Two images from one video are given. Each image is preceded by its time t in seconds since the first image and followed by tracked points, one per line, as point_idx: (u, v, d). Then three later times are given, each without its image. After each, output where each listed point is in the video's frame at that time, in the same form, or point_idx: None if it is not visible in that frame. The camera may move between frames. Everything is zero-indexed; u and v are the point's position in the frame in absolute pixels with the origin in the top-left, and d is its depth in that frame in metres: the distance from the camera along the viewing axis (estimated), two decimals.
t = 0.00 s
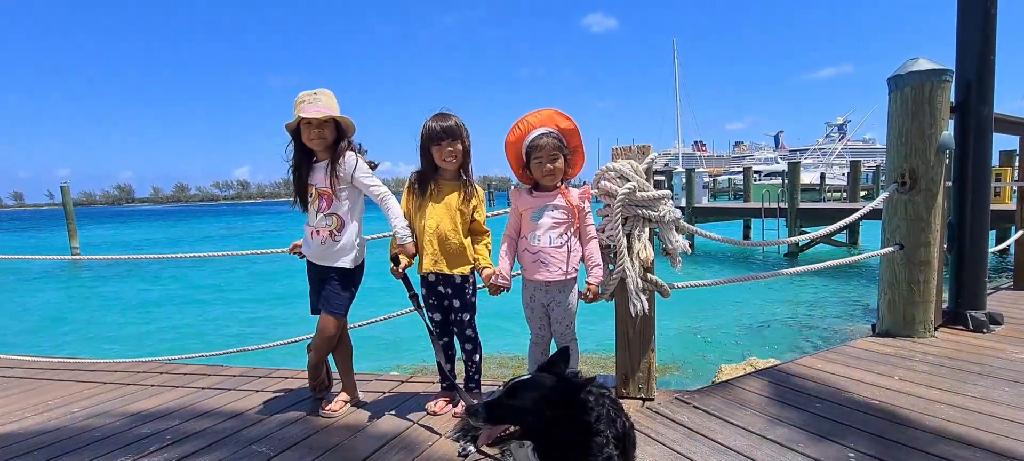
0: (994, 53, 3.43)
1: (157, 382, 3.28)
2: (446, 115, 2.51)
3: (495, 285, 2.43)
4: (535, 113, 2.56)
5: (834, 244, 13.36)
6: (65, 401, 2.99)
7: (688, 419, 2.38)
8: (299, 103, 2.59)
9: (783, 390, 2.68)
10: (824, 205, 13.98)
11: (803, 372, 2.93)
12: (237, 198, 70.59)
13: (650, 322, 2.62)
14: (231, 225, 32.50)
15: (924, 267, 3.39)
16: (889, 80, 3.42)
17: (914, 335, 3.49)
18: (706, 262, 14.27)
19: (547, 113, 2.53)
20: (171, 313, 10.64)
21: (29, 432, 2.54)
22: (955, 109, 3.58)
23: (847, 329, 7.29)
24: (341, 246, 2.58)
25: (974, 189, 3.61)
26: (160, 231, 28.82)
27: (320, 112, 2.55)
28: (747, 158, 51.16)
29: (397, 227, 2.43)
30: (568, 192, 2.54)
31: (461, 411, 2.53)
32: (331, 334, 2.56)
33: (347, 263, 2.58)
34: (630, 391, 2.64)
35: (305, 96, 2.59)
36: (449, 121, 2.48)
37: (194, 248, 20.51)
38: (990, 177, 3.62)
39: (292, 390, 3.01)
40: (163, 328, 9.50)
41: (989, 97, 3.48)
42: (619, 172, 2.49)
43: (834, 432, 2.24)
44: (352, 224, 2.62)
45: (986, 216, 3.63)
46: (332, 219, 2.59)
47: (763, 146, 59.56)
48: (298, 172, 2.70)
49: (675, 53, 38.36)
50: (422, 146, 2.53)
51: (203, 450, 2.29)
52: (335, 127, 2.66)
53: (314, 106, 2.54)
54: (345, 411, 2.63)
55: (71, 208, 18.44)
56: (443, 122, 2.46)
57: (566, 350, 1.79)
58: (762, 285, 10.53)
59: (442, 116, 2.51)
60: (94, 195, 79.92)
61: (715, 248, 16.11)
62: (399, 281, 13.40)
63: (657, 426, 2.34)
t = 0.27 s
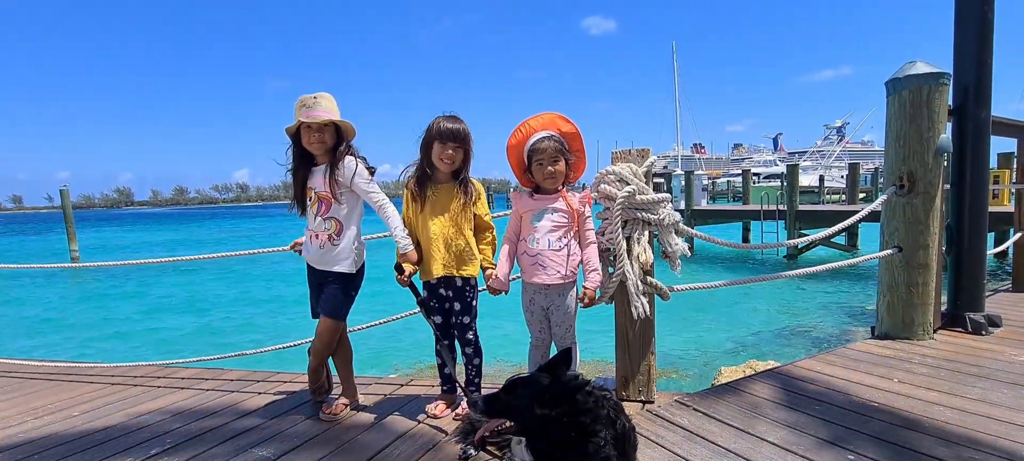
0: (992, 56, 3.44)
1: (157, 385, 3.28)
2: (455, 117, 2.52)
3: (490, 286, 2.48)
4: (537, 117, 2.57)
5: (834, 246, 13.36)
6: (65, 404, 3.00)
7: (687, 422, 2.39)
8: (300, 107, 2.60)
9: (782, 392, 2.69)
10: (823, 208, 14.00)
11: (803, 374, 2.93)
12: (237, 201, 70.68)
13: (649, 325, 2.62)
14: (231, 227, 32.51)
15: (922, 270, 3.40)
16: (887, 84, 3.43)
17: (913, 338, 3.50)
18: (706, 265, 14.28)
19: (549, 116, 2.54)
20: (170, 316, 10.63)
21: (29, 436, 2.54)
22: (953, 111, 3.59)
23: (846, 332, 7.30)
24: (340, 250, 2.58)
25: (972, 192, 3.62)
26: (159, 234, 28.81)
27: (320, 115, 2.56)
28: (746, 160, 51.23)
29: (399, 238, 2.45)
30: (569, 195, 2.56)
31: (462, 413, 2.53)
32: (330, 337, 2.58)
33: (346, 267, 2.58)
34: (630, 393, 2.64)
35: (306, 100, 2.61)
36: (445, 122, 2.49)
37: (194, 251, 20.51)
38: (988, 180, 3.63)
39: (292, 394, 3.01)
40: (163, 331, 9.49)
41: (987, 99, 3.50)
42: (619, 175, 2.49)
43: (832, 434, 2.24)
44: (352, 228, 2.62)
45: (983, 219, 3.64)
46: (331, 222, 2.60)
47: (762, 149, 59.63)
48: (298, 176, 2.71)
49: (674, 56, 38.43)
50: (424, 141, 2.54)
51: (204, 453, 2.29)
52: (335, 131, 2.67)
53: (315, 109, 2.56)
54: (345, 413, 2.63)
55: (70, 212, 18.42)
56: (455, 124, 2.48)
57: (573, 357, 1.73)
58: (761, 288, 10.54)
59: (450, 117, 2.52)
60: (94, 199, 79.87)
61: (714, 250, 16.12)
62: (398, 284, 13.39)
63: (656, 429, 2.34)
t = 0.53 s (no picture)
0: (990, 58, 3.46)
1: (157, 388, 3.28)
2: (456, 121, 2.53)
3: (490, 287, 2.47)
4: (540, 119, 2.58)
5: (833, 247, 13.38)
6: (65, 407, 3.00)
7: (688, 423, 2.39)
8: (301, 109, 2.61)
9: (783, 394, 2.69)
10: (822, 209, 14.00)
11: (803, 376, 2.93)
12: (236, 203, 70.64)
13: (650, 327, 2.63)
14: (230, 230, 32.53)
15: (922, 271, 3.41)
16: (887, 86, 3.44)
17: (913, 339, 3.50)
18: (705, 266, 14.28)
19: (552, 119, 2.55)
20: (170, 318, 10.62)
21: (29, 439, 2.53)
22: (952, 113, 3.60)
23: (846, 333, 7.31)
24: (341, 253, 2.59)
25: (972, 193, 3.63)
26: (159, 236, 28.82)
27: (322, 117, 2.58)
28: (745, 161, 51.24)
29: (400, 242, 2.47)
30: (570, 198, 2.57)
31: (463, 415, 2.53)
32: (331, 339, 2.58)
33: (348, 270, 2.59)
34: (631, 395, 2.65)
35: (307, 102, 2.62)
36: (444, 125, 2.49)
37: (194, 253, 20.51)
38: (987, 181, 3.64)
39: (292, 396, 3.00)
40: (163, 333, 9.49)
41: (986, 101, 3.51)
42: (619, 177, 2.50)
43: (833, 435, 2.25)
44: (353, 231, 2.63)
45: (982, 220, 3.65)
46: (333, 225, 2.61)
47: (761, 150, 59.68)
48: (299, 178, 2.72)
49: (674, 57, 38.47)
50: (425, 143, 2.54)
51: (204, 456, 2.29)
52: (336, 133, 2.68)
53: (316, 111, 2.57)
54: (346, 415, 2.63)
55: (69, 214, 18.40)
56: (456, 128, 2.48)
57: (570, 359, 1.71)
58: (761, 290, 10.54)
59: (451, 121, 2.52)
60: (93, 201, 79.81)
61: (714, 252, 16.12)
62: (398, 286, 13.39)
63: (657, 430, 2.34)
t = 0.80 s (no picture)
0: (987, 61, 3.47)
1: (156, 391, 3.27)
2: (455, 125, 2.54)
3: (490, 290, 2.46)
4: (542, 122, 2.59)
5: (832, 250, 13.39)
6: (65, 410, 3.00)
7: (688, 426, 2.39)
8: (299, 111, 2.62)
9: (782, 397, 2.69)
10: (821, 212, 14.01)
11: (802, 378, 2.93)
12: (235, 206, 70.60)
13: (649, 329, 2.63)
14: (230, 232, 32.55)
15: (921, 274, 3.42)
16: (884, 89, 3.46)
17: (912, 341, 3.50)
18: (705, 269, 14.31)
19: (553, 123, 2.56)
20: (170, 321, 10.62)
21: (28, 443, 2.53)
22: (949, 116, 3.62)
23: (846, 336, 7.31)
24: (342, 256, 2.59)
25: (970, 196, 3.63)
26: (159, 238, 28.84)
27: (321, 119, 2.58)
28: (744, 164, 51.29)
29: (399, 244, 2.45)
30: (571, 201, 2.58)
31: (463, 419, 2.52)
32: (331, 342, 2.58)
33: (349, 274, 2.59)
34: (630, 398, 2.65)
35: (305, 104, 2.62)
36: (442, 128, 2.50)
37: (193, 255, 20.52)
38: (986, 184, 3.65)
39: (292, 399, 3.00)
40: (162, 336, 9.49)
41: (984, 104, 3.52)
42: (619, 180, 2.50)
43: (833, 438, 2.24)
44: (353, 234, 2.63)
45: (981, 222, 3.66)
46: (333, 228, 2.61)
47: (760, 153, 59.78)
48: (298, 181, 2.72)
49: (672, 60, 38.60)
50: (423, 147, 2.55)
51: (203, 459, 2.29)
52: (335, 135, 2.68)
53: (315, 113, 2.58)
54: (345, 419, 2.62)
55: (68, 216, 18.38)
56: (454, 132, 2.49)
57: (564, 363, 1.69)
58: (760, 292, 10.54)
59: (450, 125, 2.53)
60: (92, 203, 79.72)
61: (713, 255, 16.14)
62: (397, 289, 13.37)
63: (657, 433, 2.34)
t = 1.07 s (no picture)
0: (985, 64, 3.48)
1: (156, 393, 3.27)
2: (453, 128, 2.54)
3: (490, 292, 2.46)
4: (542, 125, 2.60)
5: (831, 252, 13.40)
6: (64, 412, 2.99)
7: (687, 429, 2.39)
8: (300, 113, 2.62)
9: (781, 399, 2.69)
10: (820, 213, 14.02)
11: (801, 380, 2.93)
12: (234, 207, 70.52)
13: (648, 331, 2.63)
14: (229, 234, 32.50)
15: (919, 276, 3.42)
16: (883, 91, 3.46)
17: (911, 343, 3.51)
18: (704, 271, 14.31)
19: (553, 125, 2.56)
20: (169, 323, 10.61)
21: (27, 445, 2.53)
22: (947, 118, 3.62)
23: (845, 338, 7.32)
24: (342, 259, 2.59)
25: (969, 198, 3.64)
26: (158, 240, 28.79)
27: (321, 121, 2.58)
28: (743, 166, 51.33)
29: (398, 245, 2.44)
30: (570, 203, 2.58)
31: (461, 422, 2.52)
32: (330, 344, 2.58)
33: (348, 276, 2.59)
34: (629, 400, 2.65)
35: (306, 106, 2.62)
36: (442, 130, 2.51)
37: (193, 257, 20.50)
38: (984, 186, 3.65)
39: (291, 402, 3.00)
40: (161, 338, 9.47)
41: (982, 106, 3.53)
42: (617, 182, 2.51)
43: (832, 441, 2.24)
44: (353, 237, 2.64)
45: (979, 225, 3.66)
46: (333, 231, 2.61)
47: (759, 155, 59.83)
48: (298, 183, 2.72)
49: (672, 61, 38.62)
50: (422, 150, 2.55)
51: None
52: (336, 137, 2.68)
53: (315, 115, 2.57)
54: (344, 421, 2.62)
55: (67, 218, 18.35)
56: (453, 135, 2.50)
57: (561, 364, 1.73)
58: (759, 295, 10.54)
59: (449, 127, 2.53)
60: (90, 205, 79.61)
61: (712, 256, 16.14)
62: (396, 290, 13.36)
63: (655, 436, 2.34)
